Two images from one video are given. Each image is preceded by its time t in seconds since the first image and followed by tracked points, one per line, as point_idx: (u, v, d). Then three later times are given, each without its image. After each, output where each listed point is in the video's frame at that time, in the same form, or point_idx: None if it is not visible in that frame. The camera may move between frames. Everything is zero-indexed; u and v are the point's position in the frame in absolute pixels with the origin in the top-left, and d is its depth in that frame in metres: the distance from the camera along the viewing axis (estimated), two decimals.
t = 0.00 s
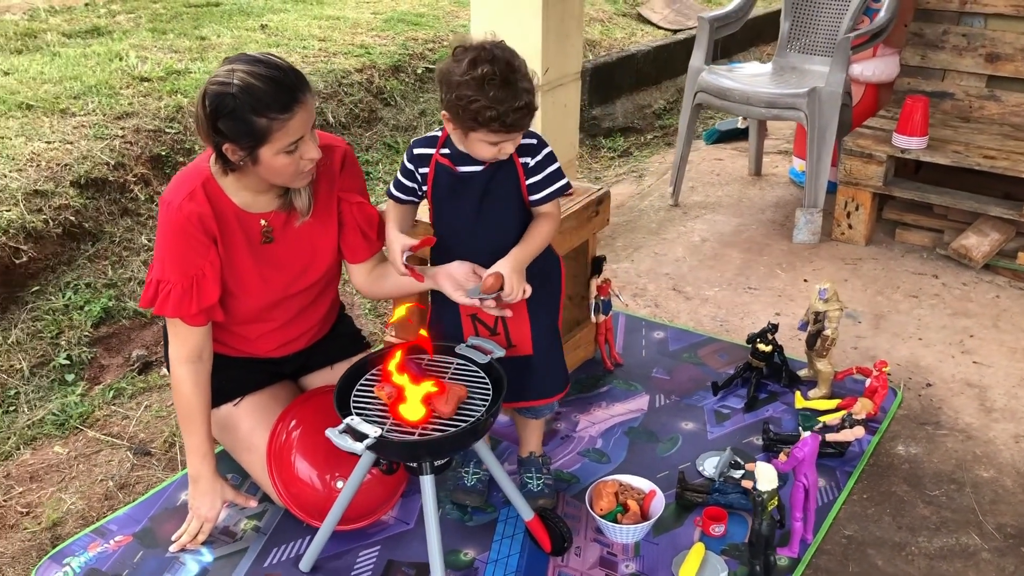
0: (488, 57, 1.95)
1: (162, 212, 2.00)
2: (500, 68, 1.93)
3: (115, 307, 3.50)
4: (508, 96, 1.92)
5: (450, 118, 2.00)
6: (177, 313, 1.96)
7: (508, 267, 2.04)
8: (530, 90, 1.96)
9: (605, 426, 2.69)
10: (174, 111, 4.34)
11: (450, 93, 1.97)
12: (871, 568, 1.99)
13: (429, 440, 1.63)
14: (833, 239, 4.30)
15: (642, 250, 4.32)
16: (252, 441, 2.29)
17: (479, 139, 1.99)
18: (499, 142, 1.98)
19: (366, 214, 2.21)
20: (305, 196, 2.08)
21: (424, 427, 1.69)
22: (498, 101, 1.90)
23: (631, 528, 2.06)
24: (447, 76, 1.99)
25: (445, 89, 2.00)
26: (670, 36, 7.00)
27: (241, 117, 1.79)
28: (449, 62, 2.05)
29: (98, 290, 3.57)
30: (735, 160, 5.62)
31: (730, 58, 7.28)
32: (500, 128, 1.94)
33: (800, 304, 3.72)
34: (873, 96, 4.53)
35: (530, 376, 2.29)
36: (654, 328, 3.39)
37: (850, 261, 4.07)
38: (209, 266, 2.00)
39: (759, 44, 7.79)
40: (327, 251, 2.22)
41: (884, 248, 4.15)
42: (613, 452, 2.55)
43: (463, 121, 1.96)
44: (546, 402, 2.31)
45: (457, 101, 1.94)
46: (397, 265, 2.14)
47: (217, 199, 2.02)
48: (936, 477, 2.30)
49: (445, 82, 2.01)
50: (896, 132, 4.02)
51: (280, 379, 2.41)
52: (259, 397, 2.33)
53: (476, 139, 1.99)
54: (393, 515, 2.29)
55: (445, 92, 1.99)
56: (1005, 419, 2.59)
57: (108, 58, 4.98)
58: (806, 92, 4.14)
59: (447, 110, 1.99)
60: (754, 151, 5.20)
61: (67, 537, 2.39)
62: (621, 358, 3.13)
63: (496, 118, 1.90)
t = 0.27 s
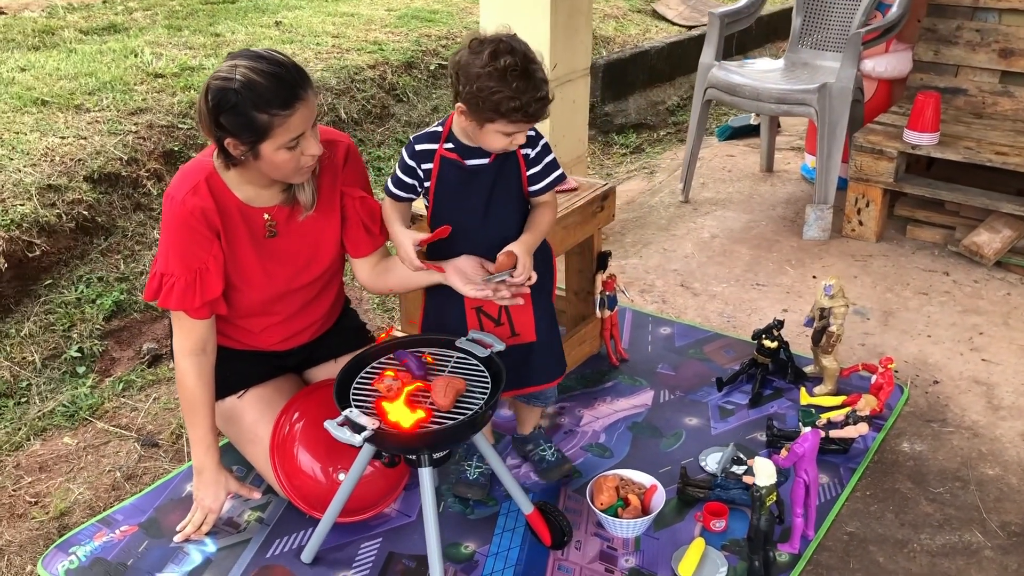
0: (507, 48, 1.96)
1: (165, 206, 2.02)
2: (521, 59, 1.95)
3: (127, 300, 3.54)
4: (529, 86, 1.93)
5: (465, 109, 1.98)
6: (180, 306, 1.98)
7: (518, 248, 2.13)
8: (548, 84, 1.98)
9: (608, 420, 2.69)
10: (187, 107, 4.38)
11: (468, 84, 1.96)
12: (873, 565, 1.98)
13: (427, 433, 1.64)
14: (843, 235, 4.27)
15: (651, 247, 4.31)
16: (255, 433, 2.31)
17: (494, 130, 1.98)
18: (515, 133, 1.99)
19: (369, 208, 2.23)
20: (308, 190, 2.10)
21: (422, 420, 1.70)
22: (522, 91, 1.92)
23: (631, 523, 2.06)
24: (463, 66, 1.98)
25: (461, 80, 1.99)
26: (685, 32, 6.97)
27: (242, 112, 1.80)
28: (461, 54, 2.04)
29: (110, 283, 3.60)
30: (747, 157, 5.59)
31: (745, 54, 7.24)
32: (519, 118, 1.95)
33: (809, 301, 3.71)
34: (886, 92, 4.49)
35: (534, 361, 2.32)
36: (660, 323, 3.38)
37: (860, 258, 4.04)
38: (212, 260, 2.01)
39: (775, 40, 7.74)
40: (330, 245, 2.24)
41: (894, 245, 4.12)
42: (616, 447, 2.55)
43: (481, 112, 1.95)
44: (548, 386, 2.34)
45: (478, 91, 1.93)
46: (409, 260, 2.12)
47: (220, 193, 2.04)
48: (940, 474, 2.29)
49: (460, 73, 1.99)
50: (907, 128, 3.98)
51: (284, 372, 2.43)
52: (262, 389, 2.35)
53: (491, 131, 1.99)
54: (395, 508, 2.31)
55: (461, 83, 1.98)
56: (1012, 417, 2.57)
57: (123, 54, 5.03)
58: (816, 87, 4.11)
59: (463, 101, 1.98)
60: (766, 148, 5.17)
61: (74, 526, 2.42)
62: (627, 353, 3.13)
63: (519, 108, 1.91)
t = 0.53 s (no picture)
0: (541, 35, 1.98)
1: (164, 202, 2.02)
2: (556, 46, 1.97)
3: (129, 295, 3.54)
4: (565, 72, 1.95)
5: (498, 95, 1.97)
6: (179, 302, 1.98)
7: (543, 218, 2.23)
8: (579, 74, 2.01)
9: (609, 415, 2.69)
10: (189, 103, 4.38)
11: (503, 70, 1.95)
12: (872, 559, 1.98)
13: (425, 426, 1.64)
14: (846, 229, 4.26)
15: (653, 241, 4.31)
16: (255, 428, 2.31)
17: (526, 116, 1.99)
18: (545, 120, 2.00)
19: (369, 204, 2.22)
20: (306, 186, 2.10)
21: (421, 415, 1.70)
22: (560, 77, 1.94)
23: (631, 518, 2.06)
24: (497, 52, 1.98)
25: (494, 65, 1.97)
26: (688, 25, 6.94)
27: (242, 108, 1.80)
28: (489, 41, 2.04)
29: (112, 279, 3.60)
30: (750, 150, 5.58)
31: (749, 47, 7.21)
32: (554, 104, 1.96)
33: (811, 295, 3.70)
34: (888, 85, 4.51)
35: (540, 347, 2.40)
36: (662, 318, 3.38)
37: (862, 251, 4.03)
38: (211, 256, 2.01)
39: (780, 33, 7.70)
40: (328, 241, 2.24)
41: (897, 239, 4.11)
42: (616, 442, 2.55)
43: (517, 98, 1.95)
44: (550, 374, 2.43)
45: (517, 77, 1.92)
46: (445, 245, 2.08)
47: (218, 189, 2.04)
48: (941, 468, 2.28)
49: (495, 58, 1.98)
50: (910, 122, 3.96)
51: (284, 367, 2.43)
52: (262, 384, 2.36)
53: (522, 118, 1.99)
54: (395, 503, 2.31)
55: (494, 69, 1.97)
56: (1015, 411, 2.56)
57: (126, 50, 5.03)
58: (818, 80, 4.11)
59: (497, 87, 1.96)
60: (769, 142, 5.16)
61: (75, 521, 2.43)
62: (628, 348, 3.13)
63: (558, 93, 1.93)
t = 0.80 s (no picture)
0: (568, 16, 2.06)
1: (153, 199, 2.00)
2: (582, 28, 2.05)
3: (121, 293, 3.53)
4: (591, 51, 2.03)
5: (527, 72, 2.01)
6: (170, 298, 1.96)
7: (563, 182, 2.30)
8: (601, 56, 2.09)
9: (603, 408, 2.69)
10: (180, 99, 4.35)
11: (533, 47, 1.99)
12: (866, 550, 1.98)
13: (419, 422, 1.63)
14: (837, 220, 4.27)
15: (645, 234, 4.31)
16: (248, 425, 2.31)
17: (552, 95, 2.04)
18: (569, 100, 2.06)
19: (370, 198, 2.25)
20: (296, 182, 2.09)
21: (414, 410, 1.70)
22: (587, 55, 2.01)
23: (625, 510, 2.06)
24: (525, 31, 2.03)
25: (523, 43, 2.02)
26: (679, 17, 6.93)
27: (235, 102, 1.79)
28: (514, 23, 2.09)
29: (104, 276, 3.58)
30: (742, 142, 5.58)
31: (739, 39, 7.21)
32: (580, 83, 2.02)
33: (803, 286, 3.71)
34: (880, 75, 4.46)
35: (551, 332, 2.43)
36: (654, 310, 3.38)
37: (854, 242, 4.04)
38: (202, 252, 2.00)
39: (772, 26, 7.70)
40: (320, 236, 2.23)
41: (889, 230, 4.12)
42: (610, 435, 2.55)
43: (546, 75, 2.00)
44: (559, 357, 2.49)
45: (547, 54, 1.97)
46: (519, 199, 2.06)
47: (208, 184, 2.03)
48: (934, 458, 2.29)
49: (524, 38, 2.02)
50: (901, 113, 3.96)
51: (276, 363, 2.43)
52: (254, 381, 2.35)
53: (549, 96, 2.04)
54: (389, 498, 2.31)
55: (524, 47, 2.01)
56: (1007, 401, 2.57)
57: (115, 46, 4.99)
58: (810, 72, 4.10)
59: (526, 65, 2.01)
60: (760, 134, 5.16)
61: (68, 519, 2.42)
62: (621, 341, 3.13)
63: (586, 70, 2.00)
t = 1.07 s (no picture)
0: (561, 10, 2.09)
1: (128, 204, 1.96)
2: (574, 21, 2.09)
3: (94, 297, 3.48)
4: (582, 45, 2.07)
5: (520, 64, 2.04)
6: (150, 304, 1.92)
7: (555, 190, 2.43)
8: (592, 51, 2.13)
9: (583, 405, 2.70)
10: (150, 100, 4.29)
11: (528, 38, 2.02)
12: (846, 541, 2.01)
13: (400, 424, 1.63)
14: (810, 214, 4.31)
15: (621, 230, 4.32)
16: (226, 430, 2.28)
17: (544, 88, 2.08)
18: (560, 93, 2.10)
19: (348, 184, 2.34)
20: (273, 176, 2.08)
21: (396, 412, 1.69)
22: (580, 49, 2.05)
23: (608, 507, 2.07)
24: (520, 22, 2.06)
25: (518, 34, 2.05)
26: (650, 13, 6.95)
27: (236, 96, 1.75)
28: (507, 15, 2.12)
29: (76, 281, 3.53)
30: (714, 138, 5.62)
31: (710, 35, 7.26)
32: (572, 76, 2.06)
33: (778, 280, 3.74)
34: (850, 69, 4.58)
35: (544, 324, 2.50)
36: (632, 306, 3.40)
37: (827, 235, 4.08)
38: (181, 255, 1.97)
39: (741, 21, 7.76)
40: (296, 231, 2.23)
41: (861, 223, 4.17)
42: (591, 431, 2.56)
43: (539, 67, 2.03)
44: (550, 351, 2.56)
45: (541, 46, 2.01)
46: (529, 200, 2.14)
47: (184, 186, 2.00)
48: (911, 449, 2.33)
49: (518, 32, 2.05)
50: (872, 106, 4.00)
51: (254, 367, 2.41)
52: (232, 385, 2.33)
53: (540, 89, 2.07)
54: (370, 500, 2.30)
55: (519, 38, 2.04)
56: (980, 390, 2.62)
57: (82, 47, 4.91)
58: (781, 67, 4.14)
59: (520, 57, 2.04)
60: (732, 129, 5.20)
61: (45, 529, 2.38)
62: (599, 337, 3.14)
63: (578, 64, 2.04)
